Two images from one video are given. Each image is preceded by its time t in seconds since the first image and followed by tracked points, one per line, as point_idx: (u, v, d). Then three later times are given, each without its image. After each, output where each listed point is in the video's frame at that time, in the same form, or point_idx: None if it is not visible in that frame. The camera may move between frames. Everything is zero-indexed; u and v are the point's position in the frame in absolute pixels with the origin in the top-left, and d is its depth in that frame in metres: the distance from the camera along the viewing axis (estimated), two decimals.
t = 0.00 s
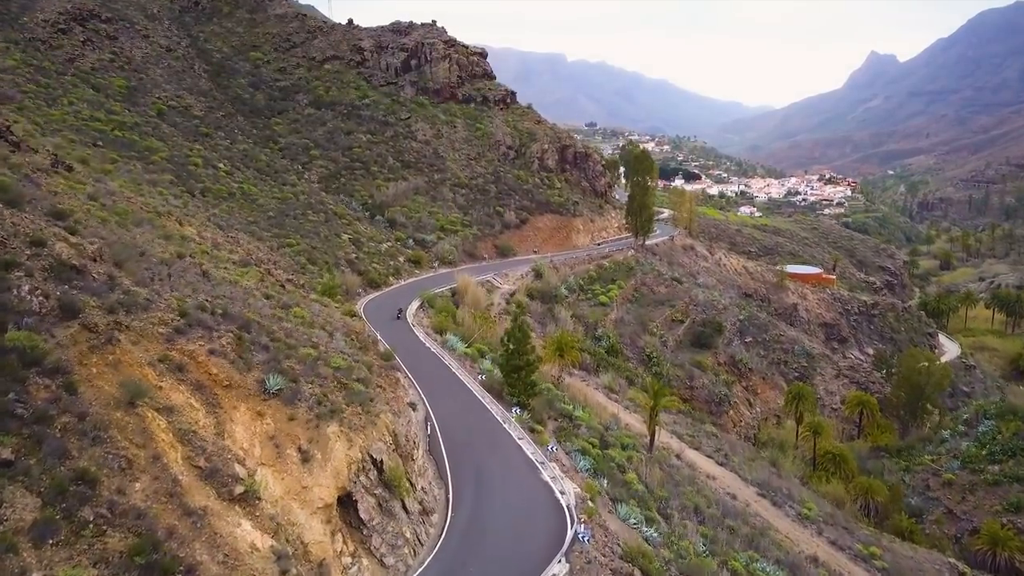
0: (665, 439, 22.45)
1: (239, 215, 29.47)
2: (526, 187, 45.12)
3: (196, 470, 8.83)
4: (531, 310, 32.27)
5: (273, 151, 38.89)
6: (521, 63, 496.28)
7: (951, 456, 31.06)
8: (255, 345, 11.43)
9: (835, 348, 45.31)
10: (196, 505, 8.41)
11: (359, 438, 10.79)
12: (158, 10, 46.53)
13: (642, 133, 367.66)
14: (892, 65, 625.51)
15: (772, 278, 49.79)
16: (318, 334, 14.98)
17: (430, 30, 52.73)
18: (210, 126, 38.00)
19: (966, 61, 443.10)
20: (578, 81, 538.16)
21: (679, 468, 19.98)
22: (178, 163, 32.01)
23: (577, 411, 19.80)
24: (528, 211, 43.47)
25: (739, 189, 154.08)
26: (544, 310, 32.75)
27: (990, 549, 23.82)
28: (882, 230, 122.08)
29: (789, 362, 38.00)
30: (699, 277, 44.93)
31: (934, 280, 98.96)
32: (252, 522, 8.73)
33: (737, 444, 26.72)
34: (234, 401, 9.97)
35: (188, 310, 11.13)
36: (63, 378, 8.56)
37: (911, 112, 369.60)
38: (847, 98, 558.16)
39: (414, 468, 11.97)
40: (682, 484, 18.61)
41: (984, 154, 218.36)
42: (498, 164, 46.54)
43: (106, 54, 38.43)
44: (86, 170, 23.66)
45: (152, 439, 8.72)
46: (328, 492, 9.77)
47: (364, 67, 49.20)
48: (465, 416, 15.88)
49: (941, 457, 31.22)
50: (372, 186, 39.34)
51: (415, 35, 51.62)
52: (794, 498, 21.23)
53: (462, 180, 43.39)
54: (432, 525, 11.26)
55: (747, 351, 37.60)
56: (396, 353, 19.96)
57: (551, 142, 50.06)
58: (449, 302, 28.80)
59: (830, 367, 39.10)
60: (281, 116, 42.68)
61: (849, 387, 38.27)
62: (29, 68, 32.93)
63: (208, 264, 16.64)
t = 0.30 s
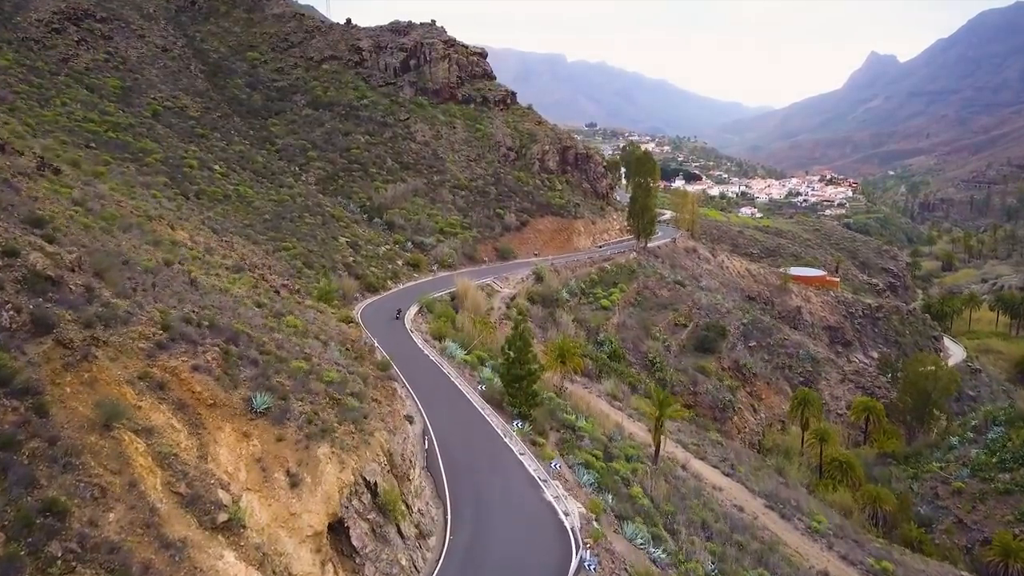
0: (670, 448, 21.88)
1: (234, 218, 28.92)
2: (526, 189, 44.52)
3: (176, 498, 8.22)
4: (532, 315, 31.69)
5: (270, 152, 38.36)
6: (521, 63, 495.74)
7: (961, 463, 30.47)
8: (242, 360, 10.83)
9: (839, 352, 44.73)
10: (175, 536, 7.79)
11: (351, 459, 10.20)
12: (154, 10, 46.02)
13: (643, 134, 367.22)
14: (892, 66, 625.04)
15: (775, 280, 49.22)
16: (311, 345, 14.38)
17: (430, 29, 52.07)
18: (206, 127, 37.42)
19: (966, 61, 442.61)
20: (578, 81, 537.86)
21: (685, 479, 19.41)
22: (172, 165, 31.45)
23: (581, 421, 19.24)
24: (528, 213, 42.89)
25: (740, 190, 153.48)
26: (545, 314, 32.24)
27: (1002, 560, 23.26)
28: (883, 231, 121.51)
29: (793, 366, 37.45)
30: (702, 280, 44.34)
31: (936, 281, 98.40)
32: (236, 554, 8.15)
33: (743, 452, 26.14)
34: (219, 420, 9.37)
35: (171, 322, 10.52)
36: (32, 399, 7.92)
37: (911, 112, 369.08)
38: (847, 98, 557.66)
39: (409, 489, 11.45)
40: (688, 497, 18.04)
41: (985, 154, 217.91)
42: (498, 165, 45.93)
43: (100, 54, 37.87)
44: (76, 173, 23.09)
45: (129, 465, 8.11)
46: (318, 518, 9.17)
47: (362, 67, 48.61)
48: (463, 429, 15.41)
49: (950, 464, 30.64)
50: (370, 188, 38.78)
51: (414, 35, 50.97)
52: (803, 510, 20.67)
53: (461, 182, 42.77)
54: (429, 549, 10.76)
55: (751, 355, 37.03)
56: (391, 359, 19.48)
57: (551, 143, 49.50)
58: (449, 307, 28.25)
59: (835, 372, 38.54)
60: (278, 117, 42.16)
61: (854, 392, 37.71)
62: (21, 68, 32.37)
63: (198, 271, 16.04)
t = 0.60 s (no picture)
0: (675, 458, 21.30)
1: (229, 221, 28.37)
2: (527, 191, 43.89)
3: (154, 528, 7.57)
4: (533, 319, 31.11)
5: (267, 153, 37.81)
6: (522, 62, 497.66)
7: (970, 471, 29.83)
8: (228, 376, 10.22)
9: (843, 356, 44.13)
10: (151, 572, 7.13)
11: (343, 483, 9.62)
12: (150, 9, 45.52)
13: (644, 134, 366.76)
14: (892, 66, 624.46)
15: (779, 283, 48.63)
16: (304, 355, 13.79)
17: (429, 29, 51.44)
18: (202, 128, 36.84)
19: (967, 61, 442.07)
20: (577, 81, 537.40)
21: (691, 492, 18.81)
22: (167, 166, 30.88)
23: (584, 431, 18.67)
24: (529, 215, 42.28)
25: (741, 190, 152.92)
26: (546, 319, 31.67)
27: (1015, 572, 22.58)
28: (885, 232, 120.98)
29: (798, 371, 36.86)
30: (705, 283, 43.73)
31: (939, 283, 97.89)
32: None
33: (748, 462, 25.56)
34: (201, 444, 8.77)
35: (153, 337, 9.90)
36: None
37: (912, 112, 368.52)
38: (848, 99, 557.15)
39: (406, 511, 10.91)
40: (694, 511, 17.44)
41: (986, 154, 217.31)
42: (499, 167, 45.31)
43: (95, 54, 37.30)
44: (66, 177, 22.52)
45: (104, 493, 7.47)
46: (308, 548, 8.55)
47: (361, 67, 48.01)
48: (461, 445, 14.84)
49: (959, 472, 30.03)
50: (368, 190, 38.20)
51: (414, 35, 50.34)
52: (813, 523, 20.05)
53: (461, 183, 42.15)
54: None
55: (755, 360, 36.45)
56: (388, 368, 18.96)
57: (552, 144, 48.96)
58: (448, 311, 27.70)
59: (840, 377, 37.96)
60: (275, 118, 41.63)
61: (860, 397, 37.11)
62: (13, 68, 31.81)
63: (187, 279, 15.45)
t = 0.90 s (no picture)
0: (680, 469, 20.73)
1: (223, 224, 27.80)
2: (527, 193, 43.29)
3: (128, 565, 6.82)
4: (534, 324, 30.55)
5: (263, 155, 37.26)
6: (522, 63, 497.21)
7: (980, 478, 29.23)
8: (213, 396, 9.62)
9: (848, 359, 43.57)
10: None
11: (334, 511, 9.01)
12: (146, 9, 45.00)
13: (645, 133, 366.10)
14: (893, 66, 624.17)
15: (782, 286, 48.03)
16: (296, 368, 13.22)
17: (428, 28, 50.80)
18: (197, 128, 36.25)
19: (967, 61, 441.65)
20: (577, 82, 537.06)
21: (697, 505, 18.24)
22: (161, 168, 30.32)
23: (587, 443, 18.10)
24: (530, 217, 41.69)
25: (742, 191, 152.36)
26: (547, 323, 31.12)
27: None
28: (886, 233, 120.50)
29: (803, 376, 36.29)
30: (708, 286, 43.16)
31: (941, 284, 97.41)
32: None
33: (755, 471, 24.98)
34: (181, 471, 8.12)
35: (132, 355, 9.30)
36: None
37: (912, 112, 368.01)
38: (848, 99, 556.65)
39: (402, 537, 10.34)
40: (702, 526, 16.88)
41: (987, 154, 216.68)
42: (499, 168, 44.72)
43: (89, 54, 36.74)
44: (56, 180, 21.95)
45: (74, 527, 6.71)
46: None
47: (359, 67, 47.42)
48: (460, 460, 14.29)
49: (968, 480, 29.44)
50: (367, 192, 37.64)
51: (413, 35, 49.74)
52: (823, 537, 19.46)
53: (461, 185, 41.56)
54: None
55: (759, 365, 35.90)
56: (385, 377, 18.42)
57: (553, 145, 48.41)
58: (448, 317, 27.15)
59: (846, 382, 37.39)
60: (272, 118, 41.10)
61: (866, 403, 36.54)
62: (5, 68, 31.25)
63: (176, 288, 14.87)
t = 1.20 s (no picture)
0: (686, 480, 20.15)
1: (218, 227, 27.25)
2: (528, 194, 42.71)
3: None
4: (535, 329, 30.01)
5: (260, 156, 36.69)
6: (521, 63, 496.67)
7: (991, 487, 28.66)
8: (195, 417, 9.01)
9: (853, 363, 42.99)
10: None
11: (324, 542, 8.39)
12: (142, 9, 44.47)
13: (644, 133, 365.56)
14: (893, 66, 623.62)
15: (786, 288, 47.46)
16: (288, 381, 12.64)
17: (427, 28, 50.14)
18: (193, 129, 35.68)
19: (967, 61, 441.17)
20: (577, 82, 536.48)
21: (705, 518, 17.70)
22: (155, 170, 29.75)
23: (590, 455, 17.54)
24: (530, 220, 41.12)
25: (742, 191, 151.76)
26: (548, 328, 30.58)
27: None
28: (888, 234, 119.97)
29: (808, 381, 35.76)
30: (711, 289, 42.58)
31: (944, 285, 96.88)
32: None
33: (762, 481, 24.44)
34: (158, 502, 7.48)
35: (109, 374, 8.69)
36: None
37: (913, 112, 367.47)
38: (848, 99, 556.14)
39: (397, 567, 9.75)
40: (709, 542, 16.34)
41: (988, 154, 216.22)
42: (499, 169, 44.13)
43: (84, 53, 36.17)
44: (44, 183, 21.37)
45: (38, 568, 6.00)
46: None
47: (358, 67, 46.83)
48: (459, 477, 13.73)
49: (978, 489, 28.89)
50: (365, 194, 37.06)
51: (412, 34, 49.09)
52: (833, 551, 18.91)
53: (460, 187, 40.96)
54: None
55: (764, 370, 35.34)
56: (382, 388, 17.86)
57: (554, 146, 47.85)
58: (447, 322, 26.59)
59: (852, 386, 36.83)
60: (269, 119, 40.54)
61: (871, 408, 35.98)
62: None
63: (164, 296, 14.31)
